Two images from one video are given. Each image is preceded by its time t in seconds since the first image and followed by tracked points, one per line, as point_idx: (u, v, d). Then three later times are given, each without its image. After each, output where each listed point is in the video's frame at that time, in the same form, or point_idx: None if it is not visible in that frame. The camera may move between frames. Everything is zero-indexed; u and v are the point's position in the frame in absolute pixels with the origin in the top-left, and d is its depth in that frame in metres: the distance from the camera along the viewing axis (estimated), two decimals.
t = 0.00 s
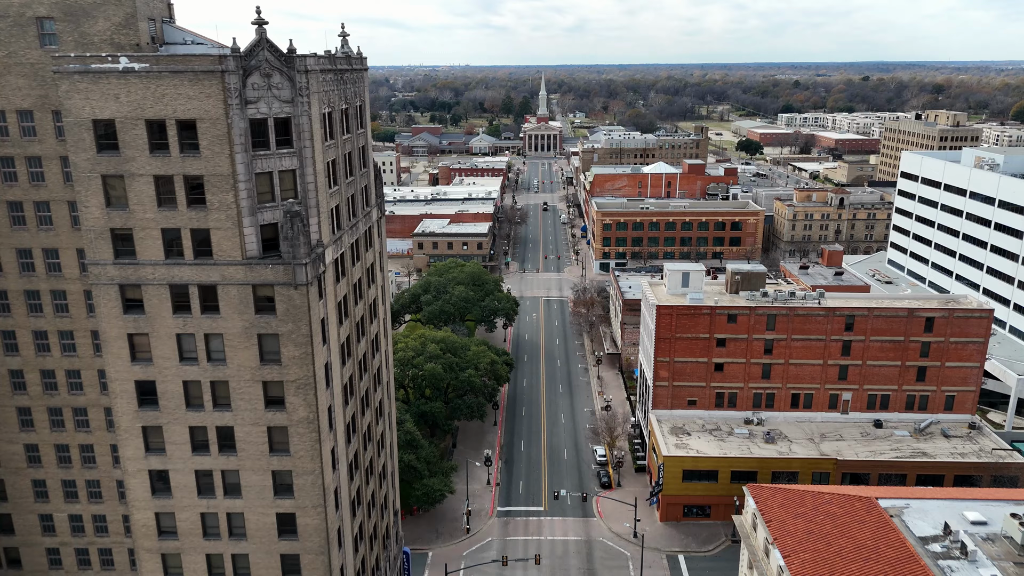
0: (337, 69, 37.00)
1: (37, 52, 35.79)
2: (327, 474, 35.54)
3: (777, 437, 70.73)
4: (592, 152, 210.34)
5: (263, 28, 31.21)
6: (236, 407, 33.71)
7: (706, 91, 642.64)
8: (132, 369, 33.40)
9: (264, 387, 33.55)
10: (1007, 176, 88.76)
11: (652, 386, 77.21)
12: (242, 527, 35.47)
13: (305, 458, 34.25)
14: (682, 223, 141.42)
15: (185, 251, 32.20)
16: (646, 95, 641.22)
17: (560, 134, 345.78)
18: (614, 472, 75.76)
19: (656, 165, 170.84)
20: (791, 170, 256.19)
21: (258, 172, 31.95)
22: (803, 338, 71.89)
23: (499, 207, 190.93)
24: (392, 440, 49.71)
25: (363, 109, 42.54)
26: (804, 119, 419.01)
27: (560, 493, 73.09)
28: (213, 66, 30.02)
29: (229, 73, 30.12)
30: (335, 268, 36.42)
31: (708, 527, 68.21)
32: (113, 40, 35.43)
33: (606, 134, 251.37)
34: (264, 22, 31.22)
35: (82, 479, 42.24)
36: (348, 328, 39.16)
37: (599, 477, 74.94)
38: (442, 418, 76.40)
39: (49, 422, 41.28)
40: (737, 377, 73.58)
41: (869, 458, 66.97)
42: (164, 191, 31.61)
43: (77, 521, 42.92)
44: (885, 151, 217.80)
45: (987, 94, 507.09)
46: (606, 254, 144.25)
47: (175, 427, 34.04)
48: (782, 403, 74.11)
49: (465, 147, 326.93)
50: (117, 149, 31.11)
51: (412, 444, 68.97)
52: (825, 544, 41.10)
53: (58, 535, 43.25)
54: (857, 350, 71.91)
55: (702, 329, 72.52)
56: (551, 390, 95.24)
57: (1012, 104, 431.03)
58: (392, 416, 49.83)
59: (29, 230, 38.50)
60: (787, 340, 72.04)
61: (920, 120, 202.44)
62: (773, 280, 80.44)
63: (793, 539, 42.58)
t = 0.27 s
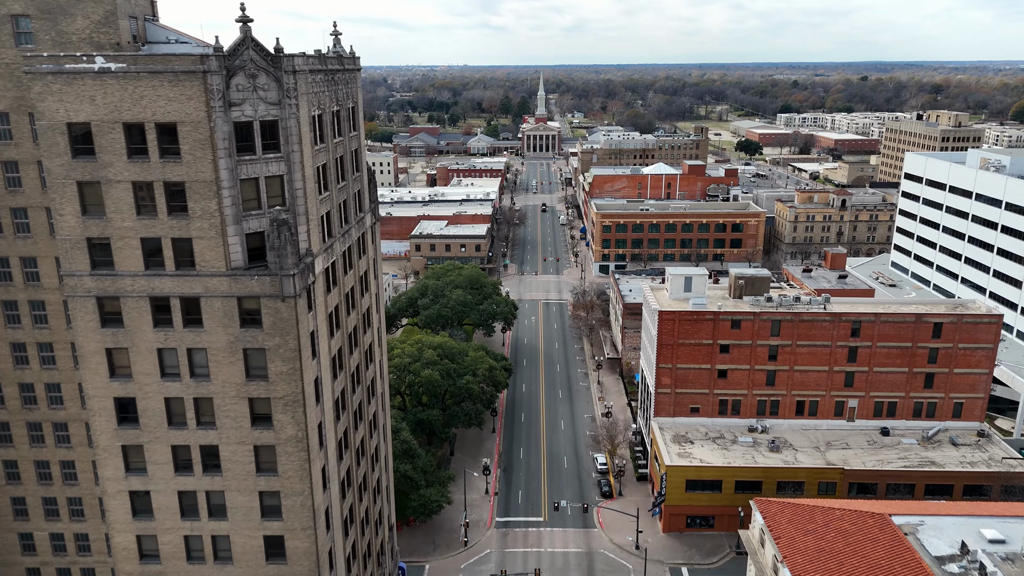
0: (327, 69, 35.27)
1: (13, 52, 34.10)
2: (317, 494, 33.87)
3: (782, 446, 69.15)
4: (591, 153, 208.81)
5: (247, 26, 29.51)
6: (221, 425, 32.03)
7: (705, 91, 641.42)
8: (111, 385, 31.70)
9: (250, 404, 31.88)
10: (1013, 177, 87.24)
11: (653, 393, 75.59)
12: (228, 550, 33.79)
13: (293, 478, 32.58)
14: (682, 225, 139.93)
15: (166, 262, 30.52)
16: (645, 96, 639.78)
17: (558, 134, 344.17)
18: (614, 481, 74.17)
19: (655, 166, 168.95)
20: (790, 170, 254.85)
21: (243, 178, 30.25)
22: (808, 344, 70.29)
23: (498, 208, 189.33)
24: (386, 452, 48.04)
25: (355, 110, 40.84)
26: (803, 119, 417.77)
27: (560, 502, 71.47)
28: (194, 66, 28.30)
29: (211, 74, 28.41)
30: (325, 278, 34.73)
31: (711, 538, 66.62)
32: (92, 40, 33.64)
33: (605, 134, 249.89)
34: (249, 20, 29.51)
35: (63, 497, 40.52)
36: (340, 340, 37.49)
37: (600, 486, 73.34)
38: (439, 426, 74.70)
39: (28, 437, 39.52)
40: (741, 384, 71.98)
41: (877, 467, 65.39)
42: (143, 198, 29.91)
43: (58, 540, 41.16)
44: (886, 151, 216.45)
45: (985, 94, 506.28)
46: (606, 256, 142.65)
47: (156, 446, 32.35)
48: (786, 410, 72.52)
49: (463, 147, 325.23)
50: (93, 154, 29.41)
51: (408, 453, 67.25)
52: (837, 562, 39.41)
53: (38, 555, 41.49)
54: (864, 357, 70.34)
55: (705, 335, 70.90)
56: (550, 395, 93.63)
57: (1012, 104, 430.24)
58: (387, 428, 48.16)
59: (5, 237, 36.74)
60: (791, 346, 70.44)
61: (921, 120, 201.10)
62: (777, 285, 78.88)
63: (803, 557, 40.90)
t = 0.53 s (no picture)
0: (317, 69, 33.57)
1: None
2: (306, 516, 32.17)
3: (787, 454, 67.54)
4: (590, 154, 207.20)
5: (230, 23, 27.80)
6: (203, 445, 30.33)
7: (704, 91, 640.17)
8: (87, 403, 30.01)
9: (234, 423, 30.19)
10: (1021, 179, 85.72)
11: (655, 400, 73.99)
12: None
13: (280, 500, 30.90)
14: (682, 226, 138.46)
15: (144, 273, 28.83)
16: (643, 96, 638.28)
17: (557, 135, 342.50)
18: (615, 490, 72.57)
19: (655, 167, 167.23)
20: (790, 171, 253.48)
21: (225, 184, 28.54)
22: (813, 350, 68.70)
23: (496, 210, 187.71)
24: (380, 466, 46.35)
25: (347, 112, 39.15)
26: (802, 120, 416.48)
27: (560, 512, 69.83)
28: (173, 66, 26.58)
29: (191, 74, 26.69)
30: (314, 288, 33.04)
31: (715, 550, 65.01)
32: (70, 38, 32.07)
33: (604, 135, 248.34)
34: (231, 17, 27.80)
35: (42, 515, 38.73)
36: (331, 353, 35.80)
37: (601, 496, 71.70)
38: (436, 434, 73.02)
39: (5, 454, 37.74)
40: (745, 391, 70.39)
41: (885, 476, 63.80)
42: (120, 205, 28.24)
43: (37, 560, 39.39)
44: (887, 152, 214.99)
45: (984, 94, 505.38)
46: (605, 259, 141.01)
47: (135, 466, 30.64)
48: (791, 418, 70.92)
49: (461, 148, 323.49)
50: (66, 158, 27.72)
51: (404, 463, 65.57)
52: None
53: None
54: (870, 363, 68.77)
55: (708, 341, 69.30)
56: (550, 401, 92.02)
57: (1011, 104, 429.27)
58: (381, 441, 46.49)
59: None
60: (797, 352, 68.85)
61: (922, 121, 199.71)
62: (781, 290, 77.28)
63: None
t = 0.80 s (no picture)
0: (304, 69, 31.84)
1: None
2: (293, 541, 30.50)
3: (792, 464, 65.96)
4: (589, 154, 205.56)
5: (209, 19, 26.05)
6: (183, 467, 28.65)
7: (702, 91, 638.84)
8: (59, 423, 28.32)
9: (216, 444, 28.52)
10: None
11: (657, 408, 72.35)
12: None
13: (265, 525, 29.25)
14: (683, 228, 136.93)
15: (119, 286, 27.15)
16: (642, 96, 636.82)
17: (555, 135, 340.81)
18: (616, 500, 70.96)
19: (654, 167, 165.78)
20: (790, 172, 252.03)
21: (206, 192, 26.82)
22: (818, 357, 67.10)
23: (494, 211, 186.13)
24: (373, 481, 44.68)
25: (338, 113, 37.44)
26: (801, 120, 415.15)
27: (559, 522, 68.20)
28: (148, 65, 24.85)
29: (167, 74, 24.97)
30: (302, 300, 31.36)
31: (719, 562, 63.44)
32: (43, 36, 30.33)
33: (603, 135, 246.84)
34: (211, 13, 26.08)
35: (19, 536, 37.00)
36: (320, 367, 34.12)
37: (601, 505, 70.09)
38: (432, 442, 71.35)
39: None
40: (748, 398, 68.78)
41: (892, 487, 62.23)
42: (93, 214, 26.55)
43: None
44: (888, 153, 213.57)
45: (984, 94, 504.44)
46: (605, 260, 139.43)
47: (112, 489, 28.96)
48: (796, 426, 69.33)
49: (459, 148, 321.75)
50: (35, 164, 26.02)
51: (400, 473, 63.88)
52: None
53: None
54: (877, 370, 67.18)
55: (711, 348, 67.65)
56: (549, 407, 90.40)
57: (1010, 104, 428.17)
58: (375, 454, 44.83)
59: None
60: (801, 359, 67.23)
61: (924, 121, 198.33)
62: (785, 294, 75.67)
63: None
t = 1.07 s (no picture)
0: (291, 70, 30.19)
1: None
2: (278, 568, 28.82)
3: (797, 473, 64.36)
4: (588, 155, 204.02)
5: (186, 15, 24.38)
6: (160, 492, 26.97)
7: (701, 91, 637.50)
8: (29, 445, 26.62)
9: (196, 467, 26.85)
10: None
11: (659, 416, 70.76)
12: None
13: (248, 552, 27.59)
14: (683, 230, 135.49)
15: (92, 300, 25.46)
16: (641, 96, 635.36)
17: (554, 135, 339.23)
18: (617, 510, 69.36)
19: (654, 168, 164.43)
20: (791, 173, 250.57)
21: (184, 200, 25.15)
22: (824, 364, 65.52)
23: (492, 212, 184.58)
24: (366, 496, 43.00)
25: (328, 116, 35.79)
26: (801, 120, 413.90)
27: (559, 533, 66.58)
28: (120, 64, 23.19)
29: (141, 74, 23.31)
30: (288, 313, 29.70)
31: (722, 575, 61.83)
32: (15, 35, 28.52)
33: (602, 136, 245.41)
34: (188, 10, 24.43)
35: None
36: (309, 382, 32.47)
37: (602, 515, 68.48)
38: (429, 451, 69.74)
39: None
40: (753, 406, 67.20)
41: (901, 498, 60.63)
42: (63, 224, 24.87)
43: None
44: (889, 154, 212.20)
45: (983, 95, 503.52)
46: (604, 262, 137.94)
47: (85, 515, 27.27)
48: (801, 434, 67.75)
49: (457, 148, 320.07)
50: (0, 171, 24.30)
51: (395, 484, 62.16)
52: None
53: None
54: (884, 377, 65.63)
55: (714, 354, 66.06)
56: (548, 413, 88.82)
57: (1010, 104, 427.16)
58: (368, 469, 43.17)
59: None
60: (807, 366, 65.65)
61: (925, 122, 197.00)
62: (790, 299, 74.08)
63: None
